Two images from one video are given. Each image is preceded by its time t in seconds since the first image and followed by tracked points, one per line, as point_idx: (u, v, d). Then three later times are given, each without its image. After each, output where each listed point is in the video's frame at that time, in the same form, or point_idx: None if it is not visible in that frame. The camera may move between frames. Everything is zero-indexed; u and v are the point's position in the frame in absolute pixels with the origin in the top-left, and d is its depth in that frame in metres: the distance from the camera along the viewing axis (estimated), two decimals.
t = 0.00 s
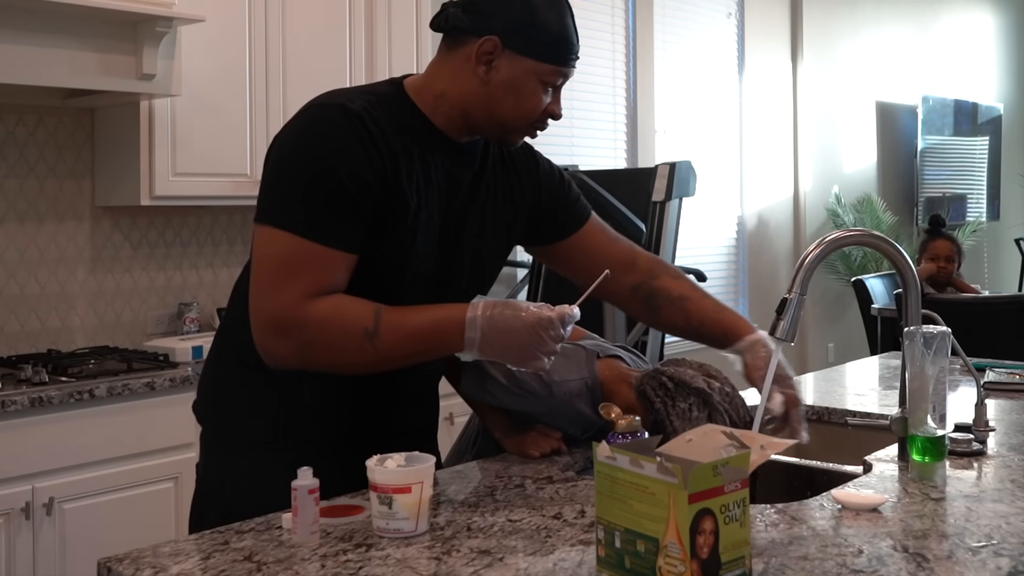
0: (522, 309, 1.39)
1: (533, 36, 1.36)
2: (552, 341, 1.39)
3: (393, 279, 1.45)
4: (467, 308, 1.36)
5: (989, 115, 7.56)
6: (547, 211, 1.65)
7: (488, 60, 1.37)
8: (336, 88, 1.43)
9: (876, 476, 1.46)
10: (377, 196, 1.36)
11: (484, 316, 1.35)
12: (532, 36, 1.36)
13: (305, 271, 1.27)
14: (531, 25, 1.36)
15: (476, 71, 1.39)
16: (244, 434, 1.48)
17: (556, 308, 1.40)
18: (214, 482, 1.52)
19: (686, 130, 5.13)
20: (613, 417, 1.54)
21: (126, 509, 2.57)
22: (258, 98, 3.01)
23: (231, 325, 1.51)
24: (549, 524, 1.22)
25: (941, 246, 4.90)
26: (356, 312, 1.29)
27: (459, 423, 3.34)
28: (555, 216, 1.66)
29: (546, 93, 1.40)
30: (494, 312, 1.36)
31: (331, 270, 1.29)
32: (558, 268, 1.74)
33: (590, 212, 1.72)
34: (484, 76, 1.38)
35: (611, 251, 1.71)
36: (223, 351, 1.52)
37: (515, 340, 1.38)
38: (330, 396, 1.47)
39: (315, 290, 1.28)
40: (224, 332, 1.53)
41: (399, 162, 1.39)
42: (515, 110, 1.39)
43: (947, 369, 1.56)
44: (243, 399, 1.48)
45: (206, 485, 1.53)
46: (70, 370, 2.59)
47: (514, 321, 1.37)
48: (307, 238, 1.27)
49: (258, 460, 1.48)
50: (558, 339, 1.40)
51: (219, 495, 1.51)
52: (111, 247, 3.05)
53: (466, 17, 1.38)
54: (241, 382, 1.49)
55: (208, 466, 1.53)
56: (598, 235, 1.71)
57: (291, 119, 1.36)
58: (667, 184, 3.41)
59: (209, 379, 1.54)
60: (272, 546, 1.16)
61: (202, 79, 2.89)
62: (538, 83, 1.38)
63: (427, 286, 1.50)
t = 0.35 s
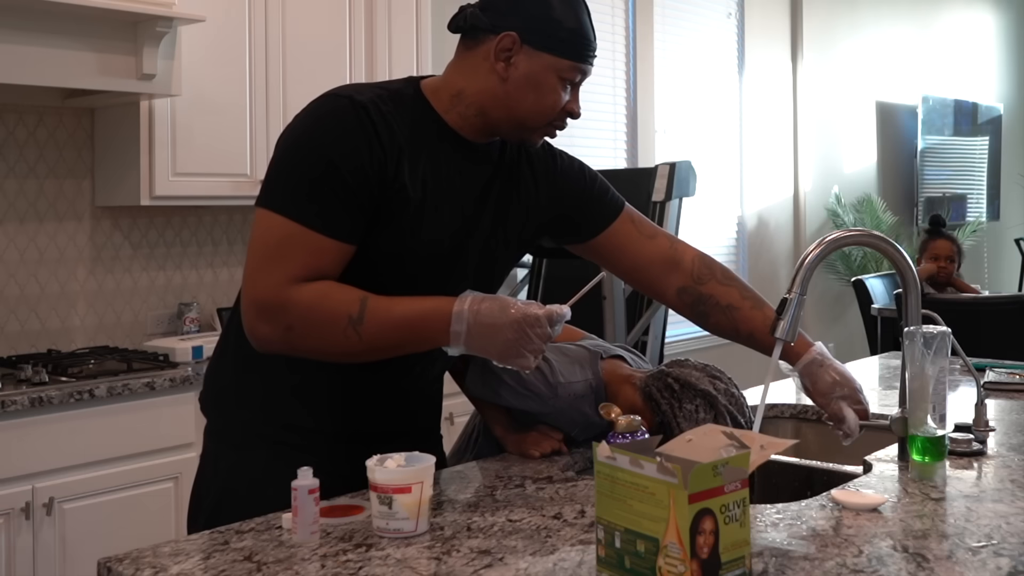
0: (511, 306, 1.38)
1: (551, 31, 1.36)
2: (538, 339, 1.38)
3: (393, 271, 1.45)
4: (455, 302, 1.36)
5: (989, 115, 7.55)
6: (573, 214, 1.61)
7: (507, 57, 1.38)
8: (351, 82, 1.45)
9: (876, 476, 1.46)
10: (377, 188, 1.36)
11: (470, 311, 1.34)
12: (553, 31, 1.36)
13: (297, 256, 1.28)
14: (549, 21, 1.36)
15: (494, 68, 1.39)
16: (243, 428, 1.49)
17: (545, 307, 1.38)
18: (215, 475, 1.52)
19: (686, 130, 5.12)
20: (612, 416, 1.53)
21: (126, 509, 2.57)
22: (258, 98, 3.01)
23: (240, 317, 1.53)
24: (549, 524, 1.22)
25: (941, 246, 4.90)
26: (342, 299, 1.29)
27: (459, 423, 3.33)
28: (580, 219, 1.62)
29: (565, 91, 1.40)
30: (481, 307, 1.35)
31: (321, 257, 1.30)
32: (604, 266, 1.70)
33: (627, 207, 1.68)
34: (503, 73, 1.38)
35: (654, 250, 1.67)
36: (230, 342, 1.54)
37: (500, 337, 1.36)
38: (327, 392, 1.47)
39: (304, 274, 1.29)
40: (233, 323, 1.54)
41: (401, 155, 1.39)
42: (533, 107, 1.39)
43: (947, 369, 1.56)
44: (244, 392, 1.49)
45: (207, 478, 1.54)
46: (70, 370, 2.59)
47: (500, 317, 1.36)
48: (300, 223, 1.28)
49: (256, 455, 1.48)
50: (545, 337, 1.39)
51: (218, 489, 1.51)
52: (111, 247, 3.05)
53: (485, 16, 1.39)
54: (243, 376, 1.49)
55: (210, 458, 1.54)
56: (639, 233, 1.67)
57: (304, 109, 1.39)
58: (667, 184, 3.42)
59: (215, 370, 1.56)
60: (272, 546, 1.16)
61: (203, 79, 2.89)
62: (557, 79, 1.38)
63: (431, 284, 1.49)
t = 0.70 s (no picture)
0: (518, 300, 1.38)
1: (555, 38, 1.36)
2: (546, 332, 1.38)
3: (397, 272, 1.45)
4: (461, 299, 1.36)
5: (989, 115, 7.55)
6: (575, 215, 1.62)
7: (509, 62, 1.38)
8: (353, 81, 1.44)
9: (876, 476, 1.46)
10: (381, 188, 1.36)
11: (478, 307, 1.34)
12: (556, 39, 1.36)
13: (304, 256, 1.28)
14: (553, 28, 1.36)
15: (496, 72, 1.39)
16: (244, 429, 1.49)
17: (552, 301, 1.39)
18: (217, 478, 1.52)
19: (686, 130, 5.13)
20: (612, 416, 1.53)
21: (126, 509, 2.57)
22: (258, 98, 3.01)
23: (240, 319, 1.52)
24: (549, 524, 1.22)
25: (941, 246, 4.90)
26: (348, 298, 1.30)
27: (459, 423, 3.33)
28: (579, 223, 1.63)
29: (565, 98, 1.40)
30: (488, 303, 1.35)
31: (326, 257, 1.30)
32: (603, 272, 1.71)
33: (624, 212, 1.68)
34: (505, 78, 1.38)
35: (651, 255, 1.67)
36: (230, 345, 1.53)
37: (508, 332, 1.37)
38: (330, 392, 1.47)
39: (310, 274, 1.29)
40: (233, 326, 1.54)
41: (405, 155, 1.39)
42: (534, 114, 1.39)
43: (947, 369, 1.56)
44: (247, 395, 1.49)
45: (209, 482, 1.54)
46: (70, 370, 2.59)
47: (508, 312, 1.36)
48: (307, 223, 1.28)
49: (259, 456, 1.48)
50: (553, 331, 1.40)
51: (220, 491, 1.51)
52: (111, 247, 3.05)
53: (489, 19, 1.39)
54: (245, 378, 1.49)
55: (211, 461, 1.53)
56: (634, 239, 1.68)
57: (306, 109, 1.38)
58: (667, 184, 3.42)
59: (215, 373, 1.55)
60: (272, 546, 1.16)
61: (203, 79, 2.89)
62: (558, 86, 1.38)
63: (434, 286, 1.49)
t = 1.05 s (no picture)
0: (537, 293, 1.41)
1: (527, 31, 1.33)
2: (569, 320, 1.41)
3: (397, 279, 1.45)
4: (480, 297, 1.36)
5: (989, 115, 7.55)
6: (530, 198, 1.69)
7: (481, 55, 1.36)
8: (331, 89, 1.42)
9: (876, 476, 1.46)
10: (383, 197, 1.36)
11: (500, 302, 1.35)
12: (527, 32, 1.33)
13: (319, 275, 1.26)
14: (525, 21, 1.33)
15: (469, 66, 1.37)
16: (245, 433, 1.49)
17: (569, 288, 1.43)
18: (220, 486, 1.52)
19: (686, 130, 5.13)
20: (612, 416, 1.53)
21: (125, 509, 2.57)
22: (258, 98, 3.01)
23: (233, 331, 1.51)
24: (549, 524, 1.22)
25: (942, 246, 4.90)
26: (372, 313, 1.29)
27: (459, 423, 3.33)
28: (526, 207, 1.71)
29: (539, 89, 1.39)
30: (509, 297, 1.36)
31: (342, 273, 1.28)
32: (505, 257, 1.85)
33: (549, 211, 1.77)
34: (478, 72, 1.37)
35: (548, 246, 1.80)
36: (225, 357, 1.52)
37: (531, 322, 1.39)
38: (332, 394, 1.47)
39: (327, 294, 1.27)
40: (227, 336, 1.53)
41: (403, 162, 1.39)
42: (507, 107, 1.38)
43: (947, 369, 1.56)
44: (250, 403, 1.48)
45: (211, 490, 1.53)
46: (70, 370, 2.59)
47: (527, 302, 1.39)
48: (317, 243, 1.26)
49: (264, 462, 1.48)
50: (574, 318, 1.43)
51: (224, 496, 1.51)
52: (111, 247, 3.05)
53: (460, 9, 1.35)
54: (246, 388, 1.49)
55: (214, 469, 1.53)
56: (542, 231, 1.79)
57: (288, 123, 1.35)
58: (667, 184, 3.42)
59: (211, 385, 1.54)
60: (272, 546, 1.16)
61: (202, 79, 2.89)
62: (531, 79, 1.36)
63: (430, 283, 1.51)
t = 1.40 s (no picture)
0: (520, 293, 1.44)
1: (515, 39, 1.33)
2: (553, 320, 1.46)
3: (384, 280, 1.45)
4: (465, 297, 1.37)
5: (989, 116, 7.55)
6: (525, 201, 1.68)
7: (469, 61, 1.36)
8: (320, 90, 1.42)
9: (877, 476, 1.46)
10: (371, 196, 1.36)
11: (485, 302, 1.36)
12: (514, 39, 1.33)
13: (305, 275, 1.26)
14: (513, 27, 1.33)
15: (455, 71, 1.37)
16: (240, 435, 1.49)
17: (552, 288, 1.47)
18: (215, 488, 1.51)
19: (686, 130, 5.13)
20: (612, 416, 1.54)
21: (125, 509, 2.57)
22: (258, 98, 3.01)
23: (222, 333, 1.51)
24: (549, 524, 1.22)
25: (942, 246, 4.90)
26: (357, 312, 1.29)
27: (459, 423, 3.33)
28: (524, 210, 1.69)
29: (525, 95, 1.39)
30: (494, 298, 1.38)
31: (328, 273, 1.29)
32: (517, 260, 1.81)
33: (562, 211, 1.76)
34: (465, 77, 1.36)
35: (568, 248, 1.77)
36: (215, 359, 1.52)
37: (515, 322, 1.42)
38: (327, 393, 1.47)
39: (313, 293, 1.27)
40: (216, 338, 1.53)
41: (391, 162, 1.39)
42: (493, 112, 1.38)
43: (947, 369, 1.56)
44: (243, 404, 1.48)
45: (205, 492, 1.53)
46: (70, 370, 2.59)
47: (512, 303, 1.42)
48: (306, 243, 1.26)
49: (258, 461, 1.48)
50: (556, 318, 1.47)
51: (220, 498, 1.50)
52: (111, 247, 3.05)
53: (450, 14, 1.35)
54: (238, 389, 1.49)
55: (207, 471, 1.52)
56: (561, 234, 1.77)
57: (277, 124, 1.36)
58: (667, 184, 3.42)
59: (202, 388, 1.54)
60: (272, 546, 1.16)
61: (202, 79, 2.88)
62: (517, 86, 1.37)
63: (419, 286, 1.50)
